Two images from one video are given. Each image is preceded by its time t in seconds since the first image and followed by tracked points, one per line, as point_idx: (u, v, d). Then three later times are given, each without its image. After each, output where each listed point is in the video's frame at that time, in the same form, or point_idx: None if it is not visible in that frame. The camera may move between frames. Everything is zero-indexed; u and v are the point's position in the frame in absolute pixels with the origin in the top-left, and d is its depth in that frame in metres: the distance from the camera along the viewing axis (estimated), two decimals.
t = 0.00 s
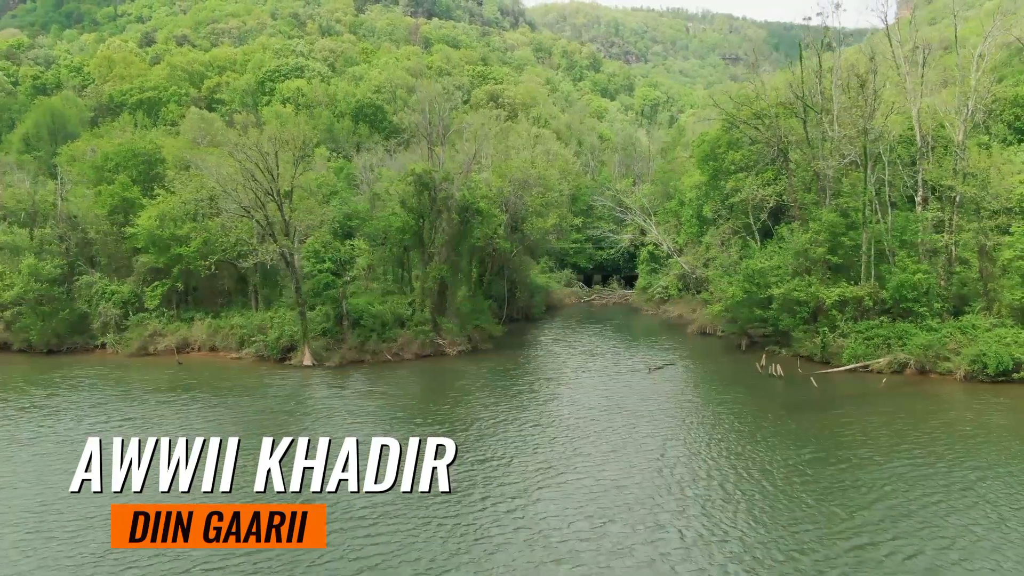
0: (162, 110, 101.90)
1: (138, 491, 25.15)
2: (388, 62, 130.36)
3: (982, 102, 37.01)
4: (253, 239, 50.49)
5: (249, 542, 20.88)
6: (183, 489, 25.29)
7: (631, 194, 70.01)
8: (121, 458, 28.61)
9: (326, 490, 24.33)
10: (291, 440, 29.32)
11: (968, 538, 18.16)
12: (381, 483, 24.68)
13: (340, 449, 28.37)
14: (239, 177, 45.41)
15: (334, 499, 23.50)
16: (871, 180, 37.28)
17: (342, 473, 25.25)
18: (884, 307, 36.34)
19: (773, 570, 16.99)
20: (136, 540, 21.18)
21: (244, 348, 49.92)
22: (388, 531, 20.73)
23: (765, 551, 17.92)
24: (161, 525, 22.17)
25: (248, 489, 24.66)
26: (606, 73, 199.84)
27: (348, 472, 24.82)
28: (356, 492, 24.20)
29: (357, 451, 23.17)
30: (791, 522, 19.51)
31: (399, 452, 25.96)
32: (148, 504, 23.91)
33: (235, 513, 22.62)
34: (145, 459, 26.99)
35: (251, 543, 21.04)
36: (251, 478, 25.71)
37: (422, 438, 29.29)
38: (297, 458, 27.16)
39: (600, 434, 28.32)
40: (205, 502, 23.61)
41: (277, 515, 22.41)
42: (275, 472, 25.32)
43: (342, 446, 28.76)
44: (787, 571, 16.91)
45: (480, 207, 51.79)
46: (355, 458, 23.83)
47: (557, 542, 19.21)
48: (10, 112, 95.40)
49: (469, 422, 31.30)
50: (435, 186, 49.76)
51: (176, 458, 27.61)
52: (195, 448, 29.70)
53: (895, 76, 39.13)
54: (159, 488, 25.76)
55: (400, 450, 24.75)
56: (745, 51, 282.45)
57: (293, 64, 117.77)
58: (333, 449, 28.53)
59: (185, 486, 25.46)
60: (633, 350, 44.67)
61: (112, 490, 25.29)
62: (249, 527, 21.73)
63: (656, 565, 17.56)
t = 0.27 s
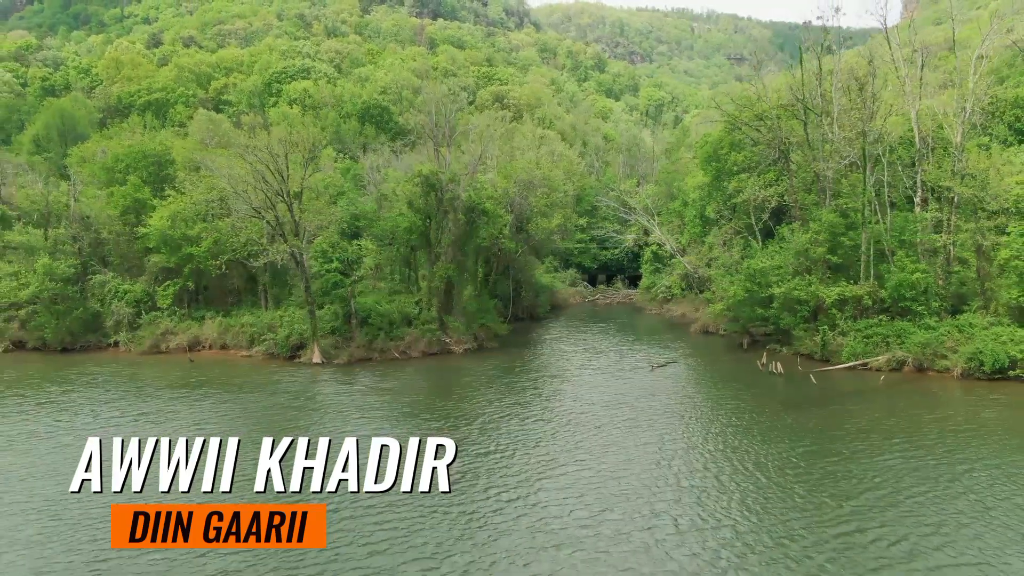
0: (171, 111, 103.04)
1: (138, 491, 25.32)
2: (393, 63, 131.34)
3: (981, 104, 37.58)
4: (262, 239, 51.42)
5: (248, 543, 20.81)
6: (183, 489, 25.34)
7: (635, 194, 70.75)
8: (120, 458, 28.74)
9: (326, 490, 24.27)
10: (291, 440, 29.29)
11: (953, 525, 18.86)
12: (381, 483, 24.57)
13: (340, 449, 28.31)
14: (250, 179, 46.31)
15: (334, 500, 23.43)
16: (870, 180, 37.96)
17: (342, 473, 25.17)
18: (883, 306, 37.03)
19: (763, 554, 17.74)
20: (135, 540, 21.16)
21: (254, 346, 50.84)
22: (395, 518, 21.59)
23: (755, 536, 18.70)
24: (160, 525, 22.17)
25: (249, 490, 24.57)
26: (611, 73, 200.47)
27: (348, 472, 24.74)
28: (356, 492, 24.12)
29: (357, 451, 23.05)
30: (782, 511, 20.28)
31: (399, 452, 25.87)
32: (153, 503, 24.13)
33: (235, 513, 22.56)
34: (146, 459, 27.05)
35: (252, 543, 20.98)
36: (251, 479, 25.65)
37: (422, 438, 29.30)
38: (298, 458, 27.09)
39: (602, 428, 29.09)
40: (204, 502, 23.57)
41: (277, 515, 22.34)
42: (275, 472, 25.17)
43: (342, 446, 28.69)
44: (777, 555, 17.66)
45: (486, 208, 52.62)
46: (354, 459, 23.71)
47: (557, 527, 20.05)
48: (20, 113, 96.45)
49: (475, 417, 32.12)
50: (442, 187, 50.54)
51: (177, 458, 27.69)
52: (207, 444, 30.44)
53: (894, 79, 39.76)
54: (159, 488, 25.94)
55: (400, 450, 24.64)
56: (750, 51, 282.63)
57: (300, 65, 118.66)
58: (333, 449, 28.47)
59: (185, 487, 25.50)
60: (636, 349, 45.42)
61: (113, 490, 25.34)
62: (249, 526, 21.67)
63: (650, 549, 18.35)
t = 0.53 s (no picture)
0: (176, 112, 103.83)
1: (138, 491, 25.31)
2: (397, 64, 131.98)
3: (979, 105, 37.95)
4: (269, 239, 52.05)
5: (248, 543, 20.86)
6: (183, 489, 25.39)
7: (638, 194, 71.24)
8: (120, 458, 28.77)
9: (326, 490, 24.32)
10: (292, 440, 29.31)
11: (943, 517, 19.34)
12: (381, 483, 24.57)
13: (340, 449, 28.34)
14: (257, 179, 46.95)
15: (334, 500, 23.47)
16: (870, 181, 38.50)
17: (342, 473, 25.19)
18: (882, 305, 37.51)
19: (755, 544, 18.29)
20: (136, 540, 21.22)
21: (261, 344, 51.45)
22: (400, 510, 22.19)
23: (749, 528, 19.24)
24: (160, 525, 22.22)
25: (248, 490, 24.61)
26: (614, 73, 200.94)
27: (348, 473, 24.77)
28: (356, 492, 24.15)
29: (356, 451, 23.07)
30: (776, 503, 20.81)
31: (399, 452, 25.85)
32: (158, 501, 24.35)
33: (235, 513, 22.61)
34: (145, 459, 27.08)
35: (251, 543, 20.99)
36: (251, 478, 25.68)
37: (422, 438, 29.32)
38: (297, 458, 27.14)
39: (603, 425, 29.61)
40: (204, 502, 23.62)
41: (277, 515, 22.37)
42: (275, 472, 25.16)
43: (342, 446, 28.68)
44: (769, 545, 18.18)
45: (490, 209, 53.18)
46: (354, 459, 23.73)
47: (556, 518, 20.63)
48: (27, 114, 97.21)
49: (478, 414, 32.66)
50: (446, 188, 51.09)
51: (176, 458, 27.72)
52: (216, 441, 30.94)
53: (894, 80, 40.22)
54: (159, 488, 25.91)
55: (399, 450, 24.67)
56: (754, 51, 282.65)
57: (304, 66, 119.07)
58: (333, 449, 28.50)
59: (185, 487, 25.56)
60: (638, 347, 45.91)
61: (113, 490, 25.39)
62: (249, 526, 21.70)
63: (647, 540, 18.91)
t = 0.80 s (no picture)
0: (184, 113, 105.04)
1: (138, 492, 25.54)
2: (402, 65, 132.83)
3: (978, 107, 38.47)
4: (278, 239, 53.00)
5: (248, 542, 20.98)
6: (183, 489, 25.59)
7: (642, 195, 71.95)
8: (120, 458, 29.04)
9: (327, 490, 24.50)
10: (291, 440, 29.52)
11: (929, 506, 20.08)
12: (381, 483, 24.72)
13: (341, 449, 28.53)
14: (267, 181, 47.88)
15: (335, 499, 23.62)
16: (869, 182, 39.39)
17: (342, 473, 25.38)
18: (882, 304, 38.15)
19: (746, 531, 19.12)
20: (136, 540, 21.39)
21: (271, 342, 52.31)
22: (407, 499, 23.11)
23: (741, 516, 20.06)
24: (160, 525, 22.40)
25: (249, 489, 24.84)
26: (619, 74, 201.46)
27: (348, 473, 24.93)
28: (356, 492, 24.30)
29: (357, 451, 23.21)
30: (768, 493, 21.59)
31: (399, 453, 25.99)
32: (164, 499, 24.78)
33: (235, 513, 22.77)
34: (145, 459, 27.28)
35: (252, 543, 21.16)
36: (251, 478, 25.95)
37: (422, 438, 29.44)
38: (298, 457, 27.41)
39: (604, 420, 30.40)
40: (204, 502, 23.77)
41: (277, 515, 22.53)
42: (275, 472, 25.49)
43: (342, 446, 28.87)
44: (760, 532, 19.00)
45: (496, 209, 53.94)
46: (354, 459, 23.88)
47: (556, 506, 21.51)
48: (37, 115, 98.38)
49: (483, 410, 33.50)
50: (453, 189, 51.87)
51: (177, 458, 27.93)
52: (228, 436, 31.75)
53: (893, 83, 40.83)
54: (159, 488, 26.09)
55: (400, 450, 24.83)
56: (759, 51, 282.65)
57: (311, 67, 119.79)
58: (333, 449, 28.70)
59: (185, 486, 25.76)
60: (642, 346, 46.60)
61: (113, 490, 25.60)
62: (250, 526, 21.86)
63: (642, 527, 19.76)
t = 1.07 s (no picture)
0: (192, 115, 106.29)
1: (138, 491, 25.73)
2: (409, 66, 133.80)
3: (977, 109, 39.00)
4: (288, 239, 53.96)
5: (248, 542, 21.27)
6: (183, 489, 25.79)
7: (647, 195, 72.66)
8: (121, 458, 29.25)
9: (326, 490, 24.70)
10: (292, 440, 29.74)
11: (918, 496, 20.84)
12: (381, 483, 24.92)
13: (341, 449, 28.70)
14: (278, 182, 48.83)
15: (334, 499, 23.85)
16: (868, 184, 40.68)
17: (342, 473, 25.62)
18: (882, 304, 38.79)
19: (739, 519, 19.95)
20: (136, 540, 21.67)
21: (281, 341, 53.28)
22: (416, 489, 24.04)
23: (736, 506, 20.85)
24: (160, 525, 22.65)
25: (249, 489, 25.07)
26: (625, 74, 202.07)
27: (348, 473, 25.16)
28: (356, 492, 24.53)
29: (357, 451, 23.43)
30: (763, 484, 22.39)
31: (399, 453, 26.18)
32: (174, 495, 25.36)
33: (235, 513, 23.00)
34: (145, 460, 27.45)
35: (252, 543, 21.41)
36: (251, 478, 26.19)
37: (422, 438, 29.55)
38: (298, 458, 27.66)
39: (607, 415, 31.19)
40: (205, 502, 23.98)
41: (277, 515, 22.77)
42: (275, 472, 25.73)
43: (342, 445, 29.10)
44: (753, 520, 19.82)
45: (502, 209, 54.72)
46: (354, 459, 24.13)
47: (558, 496, 22.41)
48: (48, 116, 99.58)
49: (489, 406, 34.34)
50: (460, 190, 52.72)
51: (176, 458, 28.13)
52: (240, 432, 32.58)
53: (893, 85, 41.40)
54: (159, 488, 26.29)
55: (400, 450, 24.96)
56: (765, 51, 282.64)
57: (318, 70, 119.41)
58: (333, 449, 28.89)
59: (185, 486, 25.97)
60: (645, 344, 47.32)
61: (114, 490, 25.82)
62: (250, 526, 22.12)
63: (641, 515, 20.65)
